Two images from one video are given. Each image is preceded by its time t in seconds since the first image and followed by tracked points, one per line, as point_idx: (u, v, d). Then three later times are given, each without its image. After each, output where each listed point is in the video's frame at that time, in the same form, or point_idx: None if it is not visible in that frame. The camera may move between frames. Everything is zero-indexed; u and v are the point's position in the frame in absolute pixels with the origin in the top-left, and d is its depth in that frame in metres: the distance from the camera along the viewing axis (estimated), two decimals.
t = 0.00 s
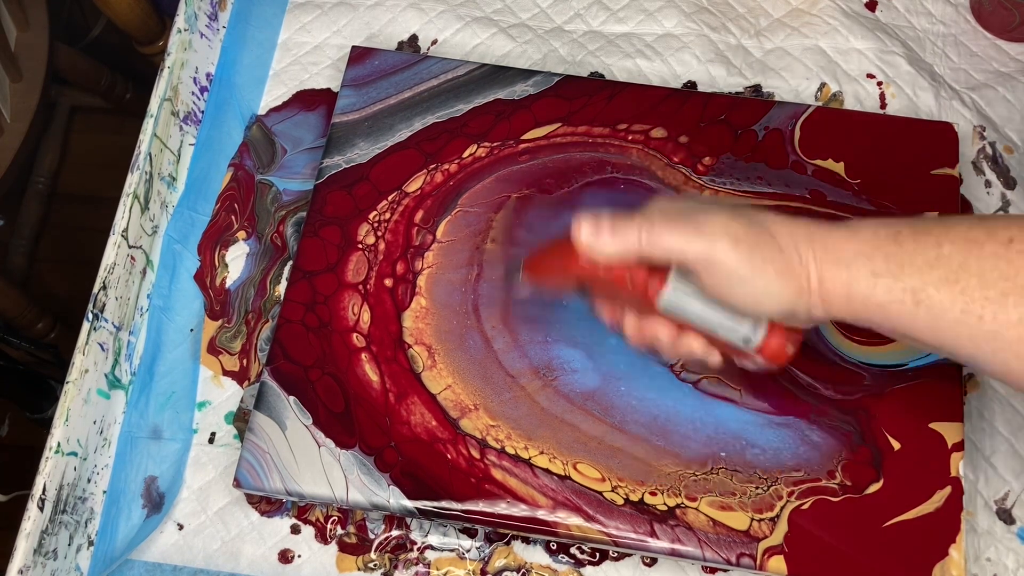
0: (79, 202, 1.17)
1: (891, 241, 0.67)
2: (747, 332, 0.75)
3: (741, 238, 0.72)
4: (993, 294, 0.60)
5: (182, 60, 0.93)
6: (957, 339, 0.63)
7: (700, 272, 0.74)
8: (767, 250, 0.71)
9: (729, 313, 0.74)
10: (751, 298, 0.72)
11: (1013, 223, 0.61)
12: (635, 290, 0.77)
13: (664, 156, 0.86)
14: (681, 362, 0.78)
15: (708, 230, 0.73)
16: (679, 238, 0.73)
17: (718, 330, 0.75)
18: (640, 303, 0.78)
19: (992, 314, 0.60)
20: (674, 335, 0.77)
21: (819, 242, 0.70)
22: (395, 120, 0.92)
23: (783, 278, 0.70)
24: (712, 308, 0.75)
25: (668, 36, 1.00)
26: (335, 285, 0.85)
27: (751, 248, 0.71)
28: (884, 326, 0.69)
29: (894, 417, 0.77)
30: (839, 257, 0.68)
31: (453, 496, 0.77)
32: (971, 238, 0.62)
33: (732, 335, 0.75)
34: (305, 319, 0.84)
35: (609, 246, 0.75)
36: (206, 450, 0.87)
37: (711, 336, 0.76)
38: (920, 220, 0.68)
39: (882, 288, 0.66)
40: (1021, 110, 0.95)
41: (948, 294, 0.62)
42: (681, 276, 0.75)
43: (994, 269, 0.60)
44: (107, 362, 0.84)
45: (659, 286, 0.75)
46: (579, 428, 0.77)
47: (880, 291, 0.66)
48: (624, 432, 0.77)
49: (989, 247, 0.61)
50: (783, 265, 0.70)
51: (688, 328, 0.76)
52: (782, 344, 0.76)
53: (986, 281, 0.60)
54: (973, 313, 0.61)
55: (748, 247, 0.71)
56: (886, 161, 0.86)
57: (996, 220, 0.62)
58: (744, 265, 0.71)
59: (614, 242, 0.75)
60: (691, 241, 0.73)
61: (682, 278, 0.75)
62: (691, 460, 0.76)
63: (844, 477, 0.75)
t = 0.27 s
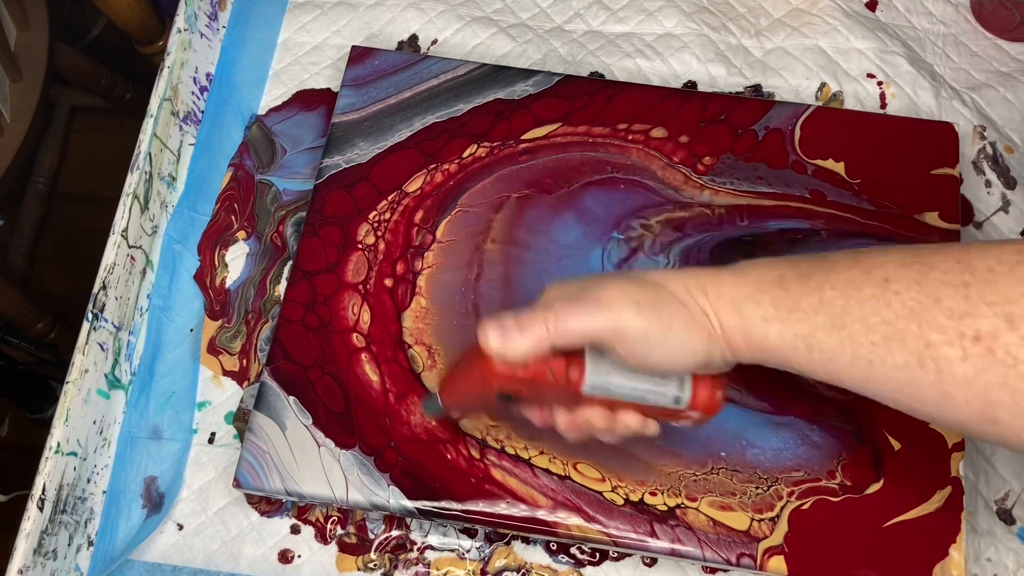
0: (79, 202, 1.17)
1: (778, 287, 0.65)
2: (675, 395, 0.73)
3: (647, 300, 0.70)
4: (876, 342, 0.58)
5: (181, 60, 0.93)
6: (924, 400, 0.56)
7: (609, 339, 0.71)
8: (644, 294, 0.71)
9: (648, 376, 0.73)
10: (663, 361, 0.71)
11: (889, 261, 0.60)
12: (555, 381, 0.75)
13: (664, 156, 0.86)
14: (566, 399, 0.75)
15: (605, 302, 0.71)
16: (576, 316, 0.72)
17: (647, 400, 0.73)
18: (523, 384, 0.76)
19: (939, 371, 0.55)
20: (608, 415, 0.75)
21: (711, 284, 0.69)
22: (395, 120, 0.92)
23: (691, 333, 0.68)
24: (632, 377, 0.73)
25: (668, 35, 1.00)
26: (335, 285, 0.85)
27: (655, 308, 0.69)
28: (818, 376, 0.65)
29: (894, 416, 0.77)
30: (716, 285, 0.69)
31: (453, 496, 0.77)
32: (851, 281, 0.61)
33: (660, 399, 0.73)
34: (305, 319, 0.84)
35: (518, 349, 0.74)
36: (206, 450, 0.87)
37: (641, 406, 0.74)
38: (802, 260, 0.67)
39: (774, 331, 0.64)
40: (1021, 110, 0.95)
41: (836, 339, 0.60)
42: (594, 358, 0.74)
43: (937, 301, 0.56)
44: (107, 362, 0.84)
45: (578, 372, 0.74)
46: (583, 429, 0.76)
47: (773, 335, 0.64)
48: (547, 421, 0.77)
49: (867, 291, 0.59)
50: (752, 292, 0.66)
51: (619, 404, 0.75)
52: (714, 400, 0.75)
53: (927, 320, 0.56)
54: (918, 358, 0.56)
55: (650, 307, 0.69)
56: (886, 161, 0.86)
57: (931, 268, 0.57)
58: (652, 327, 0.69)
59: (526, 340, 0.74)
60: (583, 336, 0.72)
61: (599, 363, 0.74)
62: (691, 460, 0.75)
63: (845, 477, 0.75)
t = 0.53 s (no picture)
0: (79, 202, 1.17)
1: (692, 313, 0.66)
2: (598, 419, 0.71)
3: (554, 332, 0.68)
4: (790, 360, 0.59)
5: (182, 60, 0.93)
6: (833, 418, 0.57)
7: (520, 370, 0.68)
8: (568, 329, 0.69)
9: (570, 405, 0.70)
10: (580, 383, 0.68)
11: (803, 283, 0.62)
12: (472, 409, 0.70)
13: (664, 155, 0.86)
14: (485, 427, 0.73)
15: (516, 335, 0.68)
16: (488, 350, 0.67)
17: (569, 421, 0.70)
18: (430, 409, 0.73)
19: (849, 386, 0.56)
20: (529, 442, 0.73)
21: (624, 317, 0.68)
22: (395, 120, 0.92)
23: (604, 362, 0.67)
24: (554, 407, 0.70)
25: (668, 35, 1.00)
26: (334, 286, 0.85)
27: (564, 341, 0.67)
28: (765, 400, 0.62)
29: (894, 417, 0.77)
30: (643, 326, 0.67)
31: (453, 496, 0.77)
32: (763, 304, 0.62)
33: (581, 427, 0.71)
34: (305, 320, 0.84)
35: (428, 384, 0.68)
36: (206, 450, 0.87)
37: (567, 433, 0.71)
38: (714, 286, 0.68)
39: (686, 356, 0.65)
40: (1021, 110, 0.95)
41: (749, 365, 0.61)
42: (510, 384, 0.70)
43: (850, 318, 0.57)
44: (107, 362, 0.84)
45: (494, 403, 0.69)
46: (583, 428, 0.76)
47: (686, 360, 0.65)
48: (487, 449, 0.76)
49: (784, 309, 0.61)
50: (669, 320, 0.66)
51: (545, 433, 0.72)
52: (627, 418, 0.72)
53: (839, 335, 0.57)
54: (829, 375, 0.57)
55: (560, 341, 0.67)
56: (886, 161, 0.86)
57: (844, 291, 0.59)
58: (559, 357, 0.67)
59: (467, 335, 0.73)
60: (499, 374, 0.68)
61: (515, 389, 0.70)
62: (692, 460, 0.76)
63: (845, 477, 0.75)
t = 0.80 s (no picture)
0: (79, 202, 1.17)
1: (608, 361, 0.59)
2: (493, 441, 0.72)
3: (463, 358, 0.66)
4: (699, 415, 0.52)
5: (181, 59, 0.93)
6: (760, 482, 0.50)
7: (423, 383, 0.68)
8: (480, 365, 0.65)
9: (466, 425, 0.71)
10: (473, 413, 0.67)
11: (714, 334, 0.55)
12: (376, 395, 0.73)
13: (664, 155, 0.86)
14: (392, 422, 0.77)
15: (426, 343, 0.67)
16: (395, 351, 0.67)
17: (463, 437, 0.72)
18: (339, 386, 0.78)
19: (758, 445, 0.50)
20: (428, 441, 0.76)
21: (540, 361, 0.64)
22: (394, 120, 0.91)
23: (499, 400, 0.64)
24: (451, 422, 0.71)
25: (669, 35, 1.00)
26: (333, 286, 0.85)
27: (467, 366, 0.65)
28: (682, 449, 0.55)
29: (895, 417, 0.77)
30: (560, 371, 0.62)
31: (453, 496, 0.77)
32: (678, 354, 0.56)
33: (476, 446, 0.73)
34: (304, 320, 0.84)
35: (335, 357, 0.70)
36: (207, 450, 0.87)
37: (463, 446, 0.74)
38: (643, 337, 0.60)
39: (598, 407, 0.59)
40: (1021, 110, 0.95)
41: (659, 416, 0.54)
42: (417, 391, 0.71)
43: (758, 374, 0.51)
44: (106, 362, 0.84)
45: (396, 398, 0.71)
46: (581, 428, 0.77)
47: (598, 411, 0.59)
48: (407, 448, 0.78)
49: (693, 362, 0.54)
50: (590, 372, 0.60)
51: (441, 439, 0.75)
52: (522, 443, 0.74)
53: (747, 390, 0.51)
54: (738, 432, 0.50)
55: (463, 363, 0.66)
56: (887, 161, 0.86)
57: (754, 342, 0.53)
58: (462, 386, 0.66)
59: (338, 348, 0.70)
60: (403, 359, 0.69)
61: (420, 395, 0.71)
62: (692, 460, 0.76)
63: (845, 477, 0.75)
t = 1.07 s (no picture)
0: (79, 202, 1.17)
1: (617, 186, 0.67)
2: (512, 266, 0.74)
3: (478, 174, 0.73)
4: (695, 239, 0.59)
5: (181, 59, 0.94)
6: (726, 296, 0.58)
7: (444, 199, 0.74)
8: (493, 177, 0.73)
9: (484, 242, 0.73)
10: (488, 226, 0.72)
11: (726, 170, 0.63)
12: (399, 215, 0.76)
13: (665, 155, 0.86)
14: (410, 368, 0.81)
15: (451, 162, 0.74)
16: (412, 160, 0.74)
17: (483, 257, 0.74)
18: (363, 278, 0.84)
19: (744, 268, 0.56)
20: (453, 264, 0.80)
21: (555, 186, 0.71)
22: (394, 120, 0.91)
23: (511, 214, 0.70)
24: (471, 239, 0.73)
25: (669, 35, 1.00)
26: (334, 286, 0.85)
27: (483, 183, 0.72)
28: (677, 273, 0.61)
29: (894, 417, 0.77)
30: (570, 197, 0.69)
31: (453, 496, 0.77)
32: (687, 184, 0.63)
33: (495, 270, 0.75)
34: (304, 320, 0.84)
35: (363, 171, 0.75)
36: (206, 450, 0.86)
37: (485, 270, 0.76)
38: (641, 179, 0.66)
39: (603, 227, 0.65)
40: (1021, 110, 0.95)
41: (654, 236, 0.61)
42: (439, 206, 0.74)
43: (759, 203, 0.57)
44: (107, 362, 0.84)
45: (421, 216, 0.74)
46: (579, 427, 0.77)
47: (602, 233, 0.65)
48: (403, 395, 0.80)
49: (699, 194, 0.61)
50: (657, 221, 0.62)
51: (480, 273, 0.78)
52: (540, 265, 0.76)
53: (744, 219, 0.57)
54: (727, 256, 0.57)
55: (479, 183, 0.73)
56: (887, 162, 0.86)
57: (761, 179, 0.59)
58: (474, 196, 0.72)
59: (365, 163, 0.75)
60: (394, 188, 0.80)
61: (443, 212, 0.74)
62: (691, 460, 0.76)
63: (845, 477, 0.75)
